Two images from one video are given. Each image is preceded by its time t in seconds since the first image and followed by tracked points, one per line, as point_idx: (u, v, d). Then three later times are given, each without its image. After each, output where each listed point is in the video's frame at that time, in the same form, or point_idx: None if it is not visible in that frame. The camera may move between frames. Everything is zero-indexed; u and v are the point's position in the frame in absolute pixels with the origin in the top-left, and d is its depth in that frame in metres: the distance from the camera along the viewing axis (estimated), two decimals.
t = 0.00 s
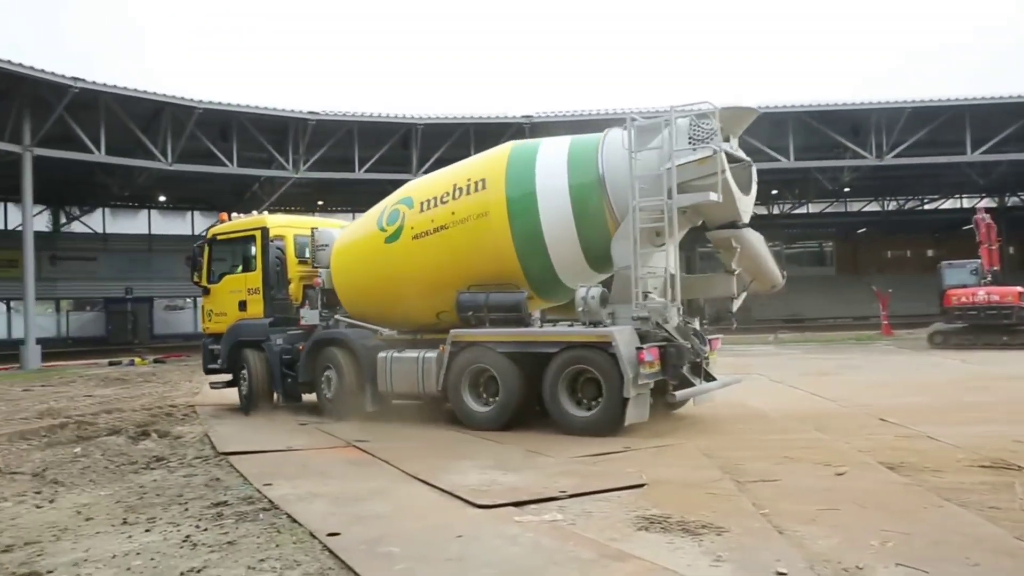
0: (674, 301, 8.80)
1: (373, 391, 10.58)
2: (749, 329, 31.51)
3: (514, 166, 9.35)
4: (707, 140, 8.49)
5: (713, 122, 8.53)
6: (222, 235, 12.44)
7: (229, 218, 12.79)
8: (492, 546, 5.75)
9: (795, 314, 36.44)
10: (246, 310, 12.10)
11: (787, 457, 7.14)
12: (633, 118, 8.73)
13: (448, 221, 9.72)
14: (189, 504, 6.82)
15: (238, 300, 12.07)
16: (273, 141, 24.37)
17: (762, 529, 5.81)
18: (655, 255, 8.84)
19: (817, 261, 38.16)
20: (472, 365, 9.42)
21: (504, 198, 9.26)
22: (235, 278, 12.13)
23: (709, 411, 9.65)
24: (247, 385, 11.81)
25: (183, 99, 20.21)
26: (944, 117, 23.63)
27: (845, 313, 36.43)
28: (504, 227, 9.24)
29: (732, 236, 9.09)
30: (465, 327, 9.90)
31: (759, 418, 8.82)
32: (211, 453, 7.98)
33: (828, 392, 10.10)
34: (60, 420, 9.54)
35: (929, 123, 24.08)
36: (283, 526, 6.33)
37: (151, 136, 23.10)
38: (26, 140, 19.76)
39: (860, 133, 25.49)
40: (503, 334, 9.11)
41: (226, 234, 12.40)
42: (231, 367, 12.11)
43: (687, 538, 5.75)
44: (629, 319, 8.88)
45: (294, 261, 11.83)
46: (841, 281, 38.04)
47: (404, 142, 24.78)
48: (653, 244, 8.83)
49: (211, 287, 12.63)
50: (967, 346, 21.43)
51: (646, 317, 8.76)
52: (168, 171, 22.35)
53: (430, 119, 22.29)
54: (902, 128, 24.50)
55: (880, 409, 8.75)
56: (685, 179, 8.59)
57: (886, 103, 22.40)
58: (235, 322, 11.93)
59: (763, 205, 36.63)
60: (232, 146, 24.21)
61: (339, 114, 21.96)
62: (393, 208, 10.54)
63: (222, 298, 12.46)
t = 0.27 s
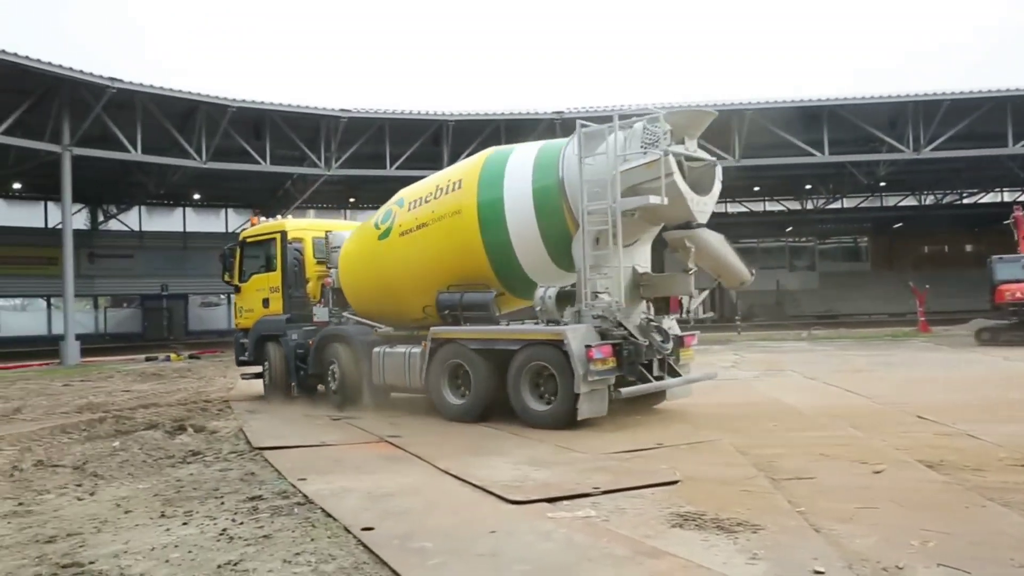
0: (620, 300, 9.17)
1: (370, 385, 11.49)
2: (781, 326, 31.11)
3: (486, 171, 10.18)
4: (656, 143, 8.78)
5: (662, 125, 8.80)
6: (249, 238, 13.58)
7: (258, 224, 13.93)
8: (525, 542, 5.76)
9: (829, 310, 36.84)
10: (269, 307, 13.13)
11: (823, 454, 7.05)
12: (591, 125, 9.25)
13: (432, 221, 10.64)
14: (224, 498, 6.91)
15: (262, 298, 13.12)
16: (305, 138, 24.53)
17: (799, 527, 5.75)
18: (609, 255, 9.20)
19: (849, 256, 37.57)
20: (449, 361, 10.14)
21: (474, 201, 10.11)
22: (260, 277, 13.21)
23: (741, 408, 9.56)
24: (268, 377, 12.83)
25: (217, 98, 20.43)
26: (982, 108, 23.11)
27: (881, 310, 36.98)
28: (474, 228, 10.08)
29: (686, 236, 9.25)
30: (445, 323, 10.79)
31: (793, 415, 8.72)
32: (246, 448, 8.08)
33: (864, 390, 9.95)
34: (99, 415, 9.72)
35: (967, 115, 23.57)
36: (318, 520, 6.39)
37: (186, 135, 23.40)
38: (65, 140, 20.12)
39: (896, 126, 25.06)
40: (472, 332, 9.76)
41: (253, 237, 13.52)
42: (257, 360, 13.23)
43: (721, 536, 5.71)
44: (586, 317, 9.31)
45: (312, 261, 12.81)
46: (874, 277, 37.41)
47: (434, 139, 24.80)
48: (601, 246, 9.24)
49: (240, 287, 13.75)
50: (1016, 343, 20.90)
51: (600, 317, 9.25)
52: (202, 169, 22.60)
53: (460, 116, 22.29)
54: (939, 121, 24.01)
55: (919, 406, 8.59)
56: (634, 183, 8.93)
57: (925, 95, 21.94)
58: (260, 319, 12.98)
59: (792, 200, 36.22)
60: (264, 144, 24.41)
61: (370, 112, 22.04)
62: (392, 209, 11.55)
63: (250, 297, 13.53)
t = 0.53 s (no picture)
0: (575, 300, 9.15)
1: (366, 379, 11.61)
2: (802, 325, 30.88)
3: (467, 174, 10.25)
4: (613, 149, 8.66)
5: (620, 132, 8.66)
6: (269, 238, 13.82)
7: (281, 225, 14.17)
8: (546, 541, 5.76)
9: (852, 309, 35.71)
10: (286, 307, 13.34)
11: (847, 455, 6.99)
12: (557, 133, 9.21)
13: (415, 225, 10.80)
14: (247, 495, 6.96)
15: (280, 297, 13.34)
16: (327, 137, 24.63)
17: (824, 528, 5.70)
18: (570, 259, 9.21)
19: (870, 255, 37.18)
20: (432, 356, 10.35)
21: (453, 205, 10.21)
22: (278, 277, 13.44)
23: (762, 407, 9.48)
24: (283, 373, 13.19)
25: (240, 97, 20.57)
26: (1009, 105, 22.76)
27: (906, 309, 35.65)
28: (452, 231, 10.19)
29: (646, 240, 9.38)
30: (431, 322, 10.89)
31: (816, 415, 8.64)
32: (268, 446, 8.13)
33: (889, 390, 9.82)
34: (123, 412, 9.84)
35: (993, 111, 23.22)
36: (339, 518, 6.42)
37: (209, 134, 23.59)
38: (91, 141, 20.35)
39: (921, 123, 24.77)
40: (449, 331, 9.94)
41: (272, 238, 13.76)
42: (274, 354, 13.50)
43: (744, 536, 5.67)
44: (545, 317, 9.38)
45: (327, 262, 12.97)
46: (896, 275, 36.96)
47: (455, 137, 24.82)
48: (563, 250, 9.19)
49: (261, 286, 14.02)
50: None
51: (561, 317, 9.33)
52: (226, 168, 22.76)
53: (481, 114, 22.32)
54: (963, 117, 23.69)
55: (945, 407, 8.47)
56: (593, 188, 8.88)
57: (952, 91, 21.64)
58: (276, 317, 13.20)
59: (813, 198, 35.95)
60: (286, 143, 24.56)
61: (391, 111, 22.10)
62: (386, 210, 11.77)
63: (268, 296, 13.80)
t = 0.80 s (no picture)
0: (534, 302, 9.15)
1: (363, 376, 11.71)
2: (816, 326, 30.73)
3: (447, 180, 10.30)
4: (570, 158, 8.73)
5: (577, 142, 8.74)
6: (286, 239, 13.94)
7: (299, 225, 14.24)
8: (559, 542, 5.76)
9: (868, 310, 35.26)
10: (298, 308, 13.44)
11: (863, 456, 6.94)
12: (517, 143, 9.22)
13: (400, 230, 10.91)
14: (261, 495, 6.99)
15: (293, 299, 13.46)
16: (340, 138, 24.69)
17: (840, 531, 5.66)
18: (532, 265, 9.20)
19: (885, 255, 36.92)
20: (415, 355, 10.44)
21: (433, 210, 10.27)
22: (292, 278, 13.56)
23: (776, 409, 9.42)
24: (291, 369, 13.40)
25: (255, 99, 20.69)
26: None
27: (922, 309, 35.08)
28: (432, 236, 10.25)
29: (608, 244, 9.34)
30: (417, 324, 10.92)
31: (831, 417, 8.58)
32: (281, 446, 8.16)
33: (905, 392, 9.73)
34: (137, 411, 9.91)
35: (1010, 111, 23.02)
36: (353, 518, 6.43)
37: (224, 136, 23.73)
38: (108, 142, 20.51)
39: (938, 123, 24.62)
40: (428, 330, 10.06)
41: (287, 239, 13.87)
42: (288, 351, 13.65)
43: (760, 539, 5.64)
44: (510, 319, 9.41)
45: (334, 265, 12.94)
46: (911, 277, 36.67)
47: (469, 139, 24.83)
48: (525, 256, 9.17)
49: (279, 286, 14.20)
50: None
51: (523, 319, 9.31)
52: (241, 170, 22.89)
53: (495, 115, 22.33)
54: (980, 117, 23.50)
55: (964, 409, 8.38)
56: (553, 195, 8.88)
57: (970, 91, 21.47)
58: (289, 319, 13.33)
59: (826, 198, 35.79)
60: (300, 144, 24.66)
61: (405, 112, 22.15)
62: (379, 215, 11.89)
63: (283, 295, 13.95)
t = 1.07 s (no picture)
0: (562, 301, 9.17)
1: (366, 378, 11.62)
2: (809, 326, 30.81)
3: (459, 176, 10.26)
4: (600, 153, 8.82)
5: (605, 137, 8.82)
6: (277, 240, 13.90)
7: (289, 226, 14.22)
8: (553, 542, 5.76)
9: (860, 310, 35.52)
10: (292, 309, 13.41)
11: (855, 456, 6.96)
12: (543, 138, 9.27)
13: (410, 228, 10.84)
14: (253, 497, 6.97)
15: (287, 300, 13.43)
16: (333, 138, 24.63)
17: (831, 529, 5.68)
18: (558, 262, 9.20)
19: (878, 255, 37.04)
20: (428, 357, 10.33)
21: (446, 207, 10.22)
22: (285, 280, 13.54)
23: (769, 409, 9.44)
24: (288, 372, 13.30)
25: (247, 99, 20.63)
26: (1017, 104, 22.69)
27: (914, 309, 35.53)
28: (445, 232, 10.19)
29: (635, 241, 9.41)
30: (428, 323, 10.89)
31: (823, 416, 8.60)
32: (274, 447, 8.14)
33: (896, 391, 9.77)
34: (130, 413, 9.87)
35: (1001, 111, 23.15)
36: (346, 519, 6.42)
37: (216, 137, 23.66)
38: (99, 143, 20.40)
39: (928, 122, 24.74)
40: (442, 331, 9.96)
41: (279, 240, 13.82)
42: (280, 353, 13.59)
43: (752, 538, 5.66)
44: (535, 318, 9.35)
45: (331, 265, 12.99)
46: (903, 276, 36.81)
47: (462, 139, 24.83)
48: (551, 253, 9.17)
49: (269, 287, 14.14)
50: None
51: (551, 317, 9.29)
52: (232, 170, 22.81)
53: (488, 115, 22.32)
54: (971, 117, 23.61)
55: (955, 408, 8.41)
56: (582, 191, 8.93)
57: (960, 90, 21.59)
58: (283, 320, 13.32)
59: (818, 198, 35.89)
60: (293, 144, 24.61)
61: (399, 112, 22.13)
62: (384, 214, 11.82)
63: (275, 297, 13.88)
